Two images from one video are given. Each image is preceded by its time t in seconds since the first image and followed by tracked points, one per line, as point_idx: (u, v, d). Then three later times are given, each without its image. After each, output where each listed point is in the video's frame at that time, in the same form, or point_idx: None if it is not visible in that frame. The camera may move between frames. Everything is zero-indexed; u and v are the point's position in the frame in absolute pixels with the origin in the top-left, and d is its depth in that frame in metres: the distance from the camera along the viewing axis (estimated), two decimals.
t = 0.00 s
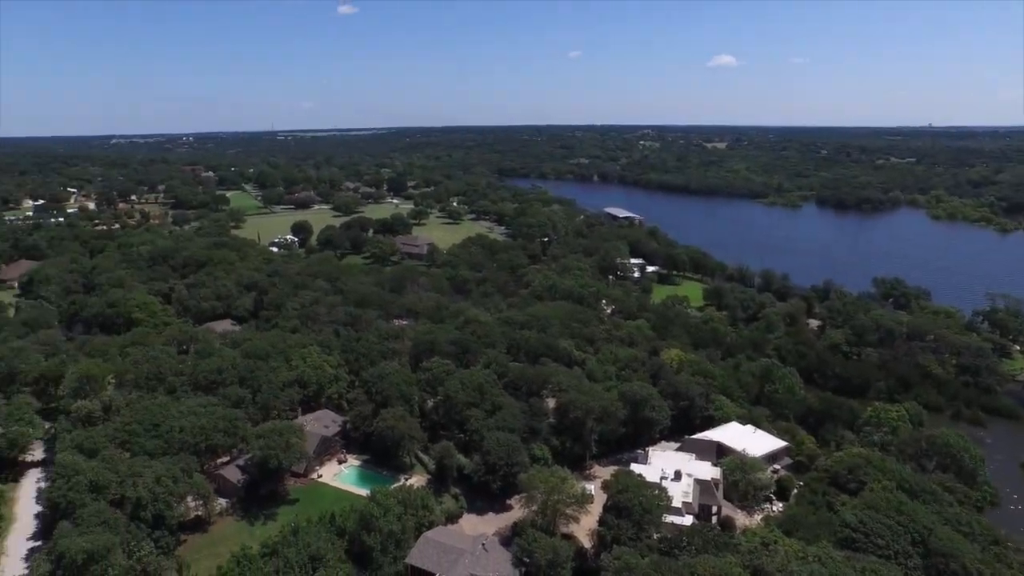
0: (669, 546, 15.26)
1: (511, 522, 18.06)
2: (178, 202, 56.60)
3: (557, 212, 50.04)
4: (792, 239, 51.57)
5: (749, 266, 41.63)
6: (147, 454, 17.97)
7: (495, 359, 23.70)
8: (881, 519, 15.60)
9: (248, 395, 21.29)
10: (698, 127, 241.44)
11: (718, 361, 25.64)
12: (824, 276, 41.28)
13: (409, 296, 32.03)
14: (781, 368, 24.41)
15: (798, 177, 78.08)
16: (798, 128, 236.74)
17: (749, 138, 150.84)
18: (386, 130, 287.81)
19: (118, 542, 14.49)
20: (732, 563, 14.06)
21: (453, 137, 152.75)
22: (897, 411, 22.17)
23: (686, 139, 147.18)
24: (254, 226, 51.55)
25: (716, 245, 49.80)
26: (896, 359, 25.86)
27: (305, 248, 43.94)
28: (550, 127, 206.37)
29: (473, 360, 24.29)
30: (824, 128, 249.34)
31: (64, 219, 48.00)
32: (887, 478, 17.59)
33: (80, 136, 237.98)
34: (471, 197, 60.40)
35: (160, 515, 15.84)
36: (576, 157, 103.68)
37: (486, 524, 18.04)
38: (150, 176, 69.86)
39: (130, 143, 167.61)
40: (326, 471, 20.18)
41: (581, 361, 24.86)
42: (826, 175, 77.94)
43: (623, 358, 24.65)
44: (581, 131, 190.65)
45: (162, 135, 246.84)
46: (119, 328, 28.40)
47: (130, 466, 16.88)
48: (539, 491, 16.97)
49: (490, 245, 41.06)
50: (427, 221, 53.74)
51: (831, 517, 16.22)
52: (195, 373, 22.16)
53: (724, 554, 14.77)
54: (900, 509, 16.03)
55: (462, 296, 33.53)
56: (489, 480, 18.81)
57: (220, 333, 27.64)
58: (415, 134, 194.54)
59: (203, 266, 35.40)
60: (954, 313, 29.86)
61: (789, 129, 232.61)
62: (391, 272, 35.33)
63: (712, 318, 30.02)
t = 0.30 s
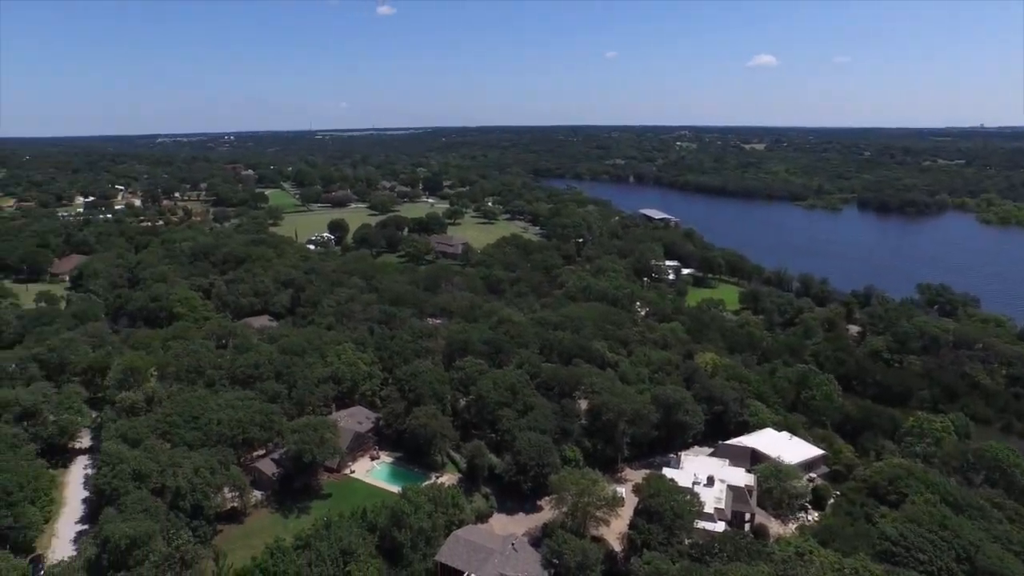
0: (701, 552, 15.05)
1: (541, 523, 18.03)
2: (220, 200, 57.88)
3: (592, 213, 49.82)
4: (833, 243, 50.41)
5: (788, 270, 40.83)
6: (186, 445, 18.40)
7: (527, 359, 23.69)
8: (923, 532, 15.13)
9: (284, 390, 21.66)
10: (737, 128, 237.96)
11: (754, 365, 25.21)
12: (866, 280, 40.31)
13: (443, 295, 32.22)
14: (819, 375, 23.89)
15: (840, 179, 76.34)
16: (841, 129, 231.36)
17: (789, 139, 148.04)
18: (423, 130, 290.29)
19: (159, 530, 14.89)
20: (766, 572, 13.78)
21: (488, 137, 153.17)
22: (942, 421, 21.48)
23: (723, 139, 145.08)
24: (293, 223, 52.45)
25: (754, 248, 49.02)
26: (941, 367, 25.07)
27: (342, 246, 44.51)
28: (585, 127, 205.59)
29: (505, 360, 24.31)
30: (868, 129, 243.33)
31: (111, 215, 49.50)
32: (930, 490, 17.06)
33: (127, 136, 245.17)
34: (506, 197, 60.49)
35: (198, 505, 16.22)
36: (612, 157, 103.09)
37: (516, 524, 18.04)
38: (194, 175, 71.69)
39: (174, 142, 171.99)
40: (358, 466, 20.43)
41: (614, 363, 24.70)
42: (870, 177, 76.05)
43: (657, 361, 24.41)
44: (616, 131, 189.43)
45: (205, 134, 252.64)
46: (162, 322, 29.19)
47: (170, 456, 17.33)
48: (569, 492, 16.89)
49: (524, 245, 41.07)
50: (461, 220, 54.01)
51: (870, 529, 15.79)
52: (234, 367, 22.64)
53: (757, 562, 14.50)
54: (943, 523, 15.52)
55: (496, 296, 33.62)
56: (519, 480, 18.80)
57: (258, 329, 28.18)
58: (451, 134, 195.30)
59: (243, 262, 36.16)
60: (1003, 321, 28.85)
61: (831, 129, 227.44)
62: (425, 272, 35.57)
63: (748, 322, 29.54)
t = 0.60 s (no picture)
0: (733, 560, 14.81)
1: (570, 524, 17.97)
2: (259, 197, 59.02)
3: (626, 214, 49.48)
4: (874, 247, 49.18)
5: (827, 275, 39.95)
6: (223, 438, 18.81)
7: (559, 360, 23.64)
8: (966, 548, 14.63)
9: (318, 385, 22.01)
10: (777, 129, 234.04)
11: (790, 371, 24.74)
12: (910, 286, 39.24)
13: (476, 294, 32.34)
14: (858, 382, 23.33)
15: (883, 181, 74.44)
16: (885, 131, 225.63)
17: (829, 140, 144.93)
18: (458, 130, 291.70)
19: (195, 519, 15.23)
20: None
21: (523, 138, 153.17)
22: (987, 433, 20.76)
23: (762, 140, 142.73)
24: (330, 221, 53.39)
25: (793, 251, 48.10)
26: (988, 377, 24.24)
27: (377, 245, 45.02)
28: (621, 128, 204.45)
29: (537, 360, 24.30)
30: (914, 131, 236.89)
31: (156, 211, 50.87)
32: (974, 505, 16.51)
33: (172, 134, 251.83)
34: (540, 197, 60.45)
35: (234, 496, 16.57)
36: (648, 158, 102.28)
37: (545, 524, 18.02)
38: (234, 173, 73.26)
39: (216, 141, 175.73)
40: (390, 463, 20.65)
41: (647, 365, 24.49)
42: (915, 179, 74.00)
43: (690, 364, 24.12)
44: (653, 132, 187.82)
45: (245, 133, 257.72)
46: (202, 317, 29.89)
47: (207, 448, 17.74)
48: (599, 495, 16.78)
49: (558, 245, 40.98)
50: (495, 220, 54.14)
51: (910, 543, 15.34)
52: (270, 362, 23.07)
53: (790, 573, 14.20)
54: (988, 539, 14.99)
55: (529, 296, 33.62)
56: (549, 481, 18.77)
57: (294, 325, 28.67)
58: (486, 133, 195.79)
59: (280, 259, 36.82)
60: None
61: (875, 130, 221.93)
62: (459, 271, 35.74)
63: (785, 327, 29.00)
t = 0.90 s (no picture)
0: (764, 568, 14.53)
1: (598, 527, 17.86)
2: (294, 195, 59.94)
3: (660, 215, 49.04)
4: (915, 252, 47.88)
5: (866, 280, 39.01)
6: (256, 431, 19.15)
7: (590, 362, 23.54)
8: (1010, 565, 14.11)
9: (350, 382, 22.26)
10: (816, 130, 229.46)
11: (827, 378, 24.22)
12: (954, 292, 38.09)
13: (507, 294, 32.39)
14: (897, 391, 22.73)
15: (927, 184, 72.40)
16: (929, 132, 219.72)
17: (871, 142, 141.75)
18: (492, 130, 292.58)
19: (229, 511, 15.53)
20: None
21: (556, 138, 152.69)
22: None
23: (800, 141, 140.02)
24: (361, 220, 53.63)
25: (831, 255, 47.09)
26: None
27: (410, 244, 45.36)
28: (655, 129, 202.88)
29: (568, 361, 24.21)
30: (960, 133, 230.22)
31: (196, 209, 52.02)
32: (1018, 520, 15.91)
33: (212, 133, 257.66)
34: (573, 197, 60.25)
35: (266, 489, 16.85)
36: (682, 159, 101.18)
37: (573, 526, 17.94)
38: (272, 171, 74.58)
39: (253, 140, 179.47)
40: (419, 461, 20.79)
41: (678, 368, 24.23)
42: (960, 182, 71.80)
43: (723, 368, 23.78)
44: (688, 133, 185.92)
45: (283, 133, 262.90)
46: (238, 312, 30.52)
47: (241, 441, 18.08)
48: (628, 499, 16.62)
49: (590, 246, 40.79)
50: (528, 220, 54.13)
51: (950, 558, 14.86)
52: (303, 358, 23.43)
53: None
54: None
55: (560, 296, 33.55)
56: (578, 483, 18.68)
57: (327, 322, 29.05)
58: (520, 133, 196.22)
59: (315, 257, 37.38)
60: None
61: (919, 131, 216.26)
62: (491, 271, 35.82)
63: (822, 332, 28.40)
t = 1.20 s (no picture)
0: None
1: (625, 530, 17.72)
2: (328, 194, 60.71)
3: (693, 217, 48.49)
4: (957, 256, 46.52)
5: (905, 286, 38.03)
6: (287, 427, 19.43)
7: (619, 364, 23.37)
8: None
9: (379, 379, 22.45)
10: (853, 131, 224.94)
11: (862, 385, 23.67)
12: (997, 299, 36.90)
13: (537, 294, 32.36)
14: (937, 399, 22.09)
15: (971, 187, 70.27)
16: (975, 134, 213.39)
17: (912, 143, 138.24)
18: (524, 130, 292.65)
19: (260, 503, 15.77)
20: None
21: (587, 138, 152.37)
22: None
23: (839, 142, 137.17)
24: (392, 219, 53.93)
25: (869, 259, 46.04)
26: None
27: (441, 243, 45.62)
28: (689, 129, 200.86)
29: (597, 363, 24.08)
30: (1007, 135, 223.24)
31: (232, 206, 53.06)
32: None
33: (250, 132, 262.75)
34: (604, 198, 59.92)
35: (297, 483, 17.09)
36: (716, 160, 99.89)
37: (600, 529, 17.84)
38: (307, 170, 75.72)
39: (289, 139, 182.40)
40: (447, 459, 20.87)
41: (709, 372, 23.92)
42: (1007, 185, 69.53)
43: (755, 373, 23.41)
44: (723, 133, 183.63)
45: (319, 132, 266.87)
46: (272, 308, 31.05)
47: (273, 435, 18.38)
48: (655, 503, 16.46)
49: (621, 247, 40.53)
50: (559, 220, 54.00)
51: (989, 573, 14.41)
52: (334, 355, 23.73)
53: None
54: None
55: (590, 297, 33.40)
56: (606, 485, 18.58)
57: (358, 320, 29.38)
58: (553, 134, 196.09)
59: (347, 254, 37.82)
60: None
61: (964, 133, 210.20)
62: (521, 271, 35.84)
63: (858, 338, 27.77)
